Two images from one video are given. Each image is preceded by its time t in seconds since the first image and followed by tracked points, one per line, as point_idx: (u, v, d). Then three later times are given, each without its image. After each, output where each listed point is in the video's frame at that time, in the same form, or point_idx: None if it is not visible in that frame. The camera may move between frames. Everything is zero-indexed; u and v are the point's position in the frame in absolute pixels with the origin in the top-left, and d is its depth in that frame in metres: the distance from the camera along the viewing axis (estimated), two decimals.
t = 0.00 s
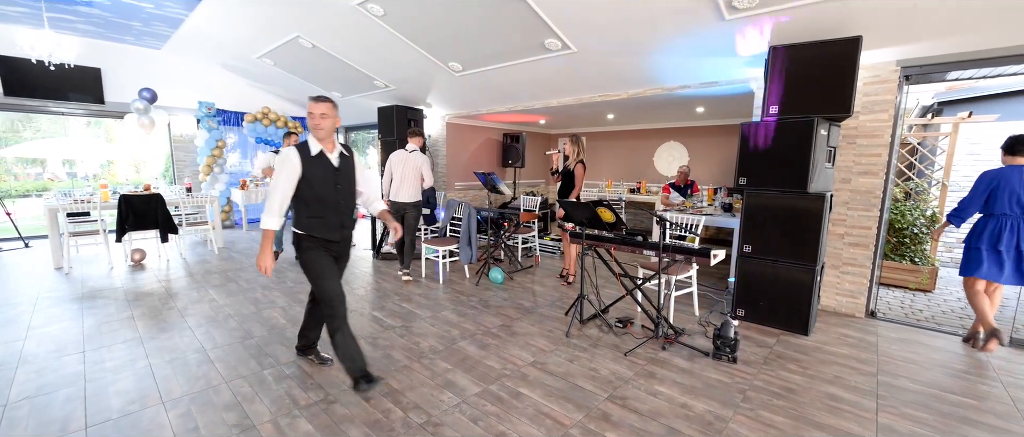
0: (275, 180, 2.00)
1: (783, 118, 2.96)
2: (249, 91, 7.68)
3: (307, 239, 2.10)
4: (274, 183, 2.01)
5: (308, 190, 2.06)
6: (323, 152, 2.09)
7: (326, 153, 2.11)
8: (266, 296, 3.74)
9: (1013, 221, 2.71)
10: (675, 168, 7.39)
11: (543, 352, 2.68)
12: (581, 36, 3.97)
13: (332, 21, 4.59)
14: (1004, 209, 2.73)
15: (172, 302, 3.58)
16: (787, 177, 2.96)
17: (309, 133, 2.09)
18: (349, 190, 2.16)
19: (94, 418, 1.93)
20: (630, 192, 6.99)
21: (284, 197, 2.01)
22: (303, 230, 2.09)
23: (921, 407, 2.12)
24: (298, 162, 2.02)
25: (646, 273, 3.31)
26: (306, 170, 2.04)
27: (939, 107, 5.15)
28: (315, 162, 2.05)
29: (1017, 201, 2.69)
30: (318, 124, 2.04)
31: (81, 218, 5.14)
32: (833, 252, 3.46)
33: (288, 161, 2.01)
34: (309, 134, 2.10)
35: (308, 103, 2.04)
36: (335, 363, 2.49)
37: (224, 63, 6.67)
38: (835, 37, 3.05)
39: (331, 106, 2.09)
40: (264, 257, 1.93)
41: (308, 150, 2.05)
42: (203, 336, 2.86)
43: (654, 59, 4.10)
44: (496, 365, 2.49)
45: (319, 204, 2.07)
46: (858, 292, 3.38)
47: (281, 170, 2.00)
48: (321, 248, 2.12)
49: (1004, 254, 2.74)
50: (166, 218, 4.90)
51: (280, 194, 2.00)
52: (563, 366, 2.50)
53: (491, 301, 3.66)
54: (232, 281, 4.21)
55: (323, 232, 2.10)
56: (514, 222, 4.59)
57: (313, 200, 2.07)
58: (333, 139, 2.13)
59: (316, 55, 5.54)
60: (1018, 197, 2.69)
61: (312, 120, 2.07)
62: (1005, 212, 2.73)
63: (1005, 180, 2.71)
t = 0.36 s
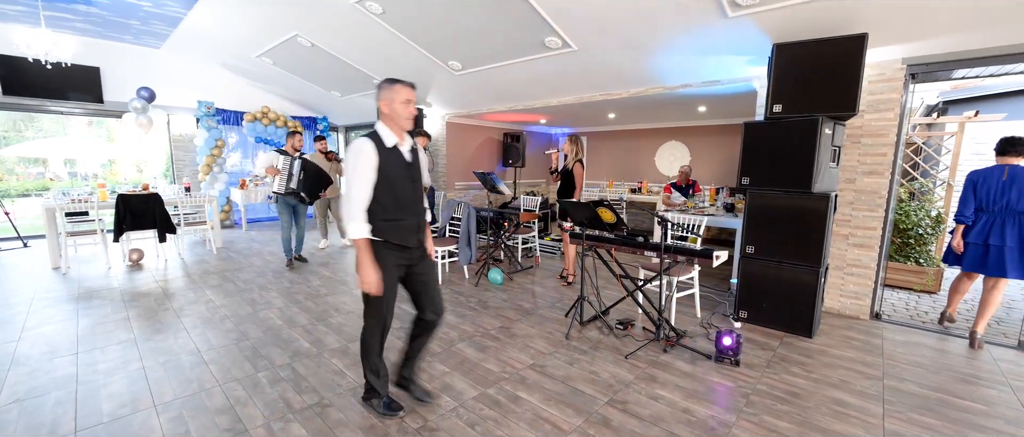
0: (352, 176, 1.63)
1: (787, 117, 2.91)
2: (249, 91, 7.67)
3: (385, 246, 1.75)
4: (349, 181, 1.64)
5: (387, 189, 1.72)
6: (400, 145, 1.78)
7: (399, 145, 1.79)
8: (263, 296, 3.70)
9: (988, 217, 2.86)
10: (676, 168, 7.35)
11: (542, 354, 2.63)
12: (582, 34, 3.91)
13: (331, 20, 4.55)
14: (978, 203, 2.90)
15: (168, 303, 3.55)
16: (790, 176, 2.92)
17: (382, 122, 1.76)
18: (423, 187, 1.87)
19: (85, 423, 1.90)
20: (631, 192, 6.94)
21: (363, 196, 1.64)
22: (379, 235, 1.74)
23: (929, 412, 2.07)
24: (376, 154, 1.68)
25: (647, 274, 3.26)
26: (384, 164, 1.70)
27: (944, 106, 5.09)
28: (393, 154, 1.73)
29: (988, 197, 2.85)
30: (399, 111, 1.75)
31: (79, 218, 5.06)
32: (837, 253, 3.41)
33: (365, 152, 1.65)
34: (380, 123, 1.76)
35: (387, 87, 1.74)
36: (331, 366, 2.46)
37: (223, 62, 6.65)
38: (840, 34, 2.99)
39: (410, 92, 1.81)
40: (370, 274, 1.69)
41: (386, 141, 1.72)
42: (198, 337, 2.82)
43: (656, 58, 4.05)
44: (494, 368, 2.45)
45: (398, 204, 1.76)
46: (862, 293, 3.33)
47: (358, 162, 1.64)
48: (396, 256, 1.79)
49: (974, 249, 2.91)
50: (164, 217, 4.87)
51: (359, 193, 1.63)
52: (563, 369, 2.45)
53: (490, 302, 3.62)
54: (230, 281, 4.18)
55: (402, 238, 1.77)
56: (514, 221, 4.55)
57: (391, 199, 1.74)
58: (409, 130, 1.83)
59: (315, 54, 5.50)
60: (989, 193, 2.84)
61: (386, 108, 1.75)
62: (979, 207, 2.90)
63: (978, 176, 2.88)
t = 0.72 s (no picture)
0: (468, 181, 1.38)
1: (795, 112, 2.84)
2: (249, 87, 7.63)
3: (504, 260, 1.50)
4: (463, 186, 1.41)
5: (505, 195, 1.45)
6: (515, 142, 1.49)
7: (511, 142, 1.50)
8: (262, 294, 3.67)
9: (985, 214, 2.99)
10: (679, 165, 7.28)
11: (543, 354, 2.59)
12: (584, 29, 3.85)
13: (330, 15, 4.50)
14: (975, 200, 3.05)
15: (166, 301, 3.52)
16: (798, 172, 2.84)
17: (491, 116, 1.48)
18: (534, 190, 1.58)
19: (75, 423, 1.86)
20: (634, 189, 6.87)
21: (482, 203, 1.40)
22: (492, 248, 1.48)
23: (941, 416, 2.01)
24: (492, 154, 1.41)
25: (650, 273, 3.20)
26: (502, 167, 1.43)
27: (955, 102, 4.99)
28: (509, 156, 1.45)
29: (982, 194, 2.99)
30: (511, 103, 1.46)
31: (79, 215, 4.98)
32: (845, 251, 3.34)
33: (482, 154, 1.39)
34: (488, 117, 1.49)
35: (496, 75, 1.45)
36: (328, 365, 2.42)
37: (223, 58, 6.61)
38: (849, 27, 2.91)
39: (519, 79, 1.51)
40: (518, 282, 1.41)
41: (499, 139, 1.44)
42: (193, 336, 2.78)
43: (660, 52, 3.98)
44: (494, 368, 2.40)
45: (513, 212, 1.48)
46: (869, 292, 3.27)
47: (475, 167, 1.38)
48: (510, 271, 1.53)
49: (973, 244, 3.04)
50: (163, 214, 4.84)
51: (478, 202, 1.38)
52: (563, 369, 2.41)
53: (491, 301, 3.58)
54: (229, 279, 4.15)
55: (520, 251, 1.52)
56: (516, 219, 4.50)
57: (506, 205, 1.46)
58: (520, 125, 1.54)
59: (315, 50, 5.46)
60: (984, 190, 2.99)
61: (496, 101, 1.47)
62: (976, 204, 3.04)
63: (975, 175, 3.03)
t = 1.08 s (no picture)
0: (617, 182, 1.09)
1: (799, 108, 2.76)
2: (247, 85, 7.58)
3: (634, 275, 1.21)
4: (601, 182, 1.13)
5: (652, 196, 1.17)
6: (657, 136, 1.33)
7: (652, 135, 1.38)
8: (257, 294, 3.62)
9: (1002, 211, 2.94)
10: (681, 163, 7.20)
11: (540, 357, 2.52)
12: (583, 24, 3.78)
13: (326, 12, 4.44)
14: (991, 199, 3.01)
15: (159, 301, 3.47)
16: (803, 170, 2.77)
17: (632, 110, 1.38)
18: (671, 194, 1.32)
19: (59, 428, 1.81)
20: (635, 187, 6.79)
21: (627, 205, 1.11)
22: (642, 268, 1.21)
23: (953, 422, 1.93)
24: (647, 146, 1.15)
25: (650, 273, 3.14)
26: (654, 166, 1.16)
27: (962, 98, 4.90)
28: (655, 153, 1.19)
29: (1000, 192, 2.95)
30: (654, 92, 1.37)
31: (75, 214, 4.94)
32: (851, 251, 3.27)
33: (634, 152, 1.12)
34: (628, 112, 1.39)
35: (637, 66, 1.37)
36: (320, 368, 2.36)
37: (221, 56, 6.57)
38: (855, 21, 2.83)
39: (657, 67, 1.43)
40: (589, 321, 1.14)
41: (648, 130, 1.31)
42: (185, 338, 2.73)
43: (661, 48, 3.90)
44: (490, 371, 2.34)
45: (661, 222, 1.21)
46: (875, 293, 3.19)
47: (628, 168, 1.10)
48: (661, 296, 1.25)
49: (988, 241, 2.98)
50: (159, 213, 4.80)
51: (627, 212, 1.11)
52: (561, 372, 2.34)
53: (489, 301, 3.52)
54: (224, 279, 4.10)
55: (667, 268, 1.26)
56: (516, 217, 4.43)
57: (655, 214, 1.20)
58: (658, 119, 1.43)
59: (312, 47, 5.41)
60: (1001, 188, 2.95)
61: (638, 95, 1.37)
62: (992, 202, 3.00)
63: (991, 173, 3.01)
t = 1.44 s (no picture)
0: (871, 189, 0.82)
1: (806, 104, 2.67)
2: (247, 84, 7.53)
3: (869, 297, 0.99)
4: (874, 188, 0.83)
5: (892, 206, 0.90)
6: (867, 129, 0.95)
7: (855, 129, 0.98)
8: (251, 295, 3.57)
9: None
10: (684, 161, 7.10)
11: (537, 361, 2.45)
12: (583, 19, 3.68)
13: (322, 9, 4.37)
14: None
15: (152, 302, 3.42)
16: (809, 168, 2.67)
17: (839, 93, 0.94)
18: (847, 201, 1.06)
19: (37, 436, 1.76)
20: (638, 186, 6.69)
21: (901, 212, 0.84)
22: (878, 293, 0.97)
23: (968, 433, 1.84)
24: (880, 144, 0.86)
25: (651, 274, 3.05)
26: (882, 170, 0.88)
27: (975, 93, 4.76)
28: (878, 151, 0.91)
29: None
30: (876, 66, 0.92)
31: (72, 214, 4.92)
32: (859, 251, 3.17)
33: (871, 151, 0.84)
34: (826, 93, 0.95)
35: (851, 28, 0.90)
36: (309, 372, 2.30)
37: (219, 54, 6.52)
38: (865, 12, 2.72)
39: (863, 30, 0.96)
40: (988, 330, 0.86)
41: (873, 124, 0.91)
42: (175, 340, 2.68)
43: (663, 42, 3.80)
44: (484, 377, 2.27)
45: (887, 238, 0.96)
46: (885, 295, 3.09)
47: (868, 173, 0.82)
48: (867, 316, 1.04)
49: None
50: (155, 213, 4.76)
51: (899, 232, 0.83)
52: (558, 378, 2.26)
53: (486, 303, 3.45)
54: (219, 279, 4.06)
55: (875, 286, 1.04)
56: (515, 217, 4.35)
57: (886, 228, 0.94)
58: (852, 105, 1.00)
59: (310, 45, 5.35)
60: None
61: (849, 67, 0.92)
62: None
63: None
